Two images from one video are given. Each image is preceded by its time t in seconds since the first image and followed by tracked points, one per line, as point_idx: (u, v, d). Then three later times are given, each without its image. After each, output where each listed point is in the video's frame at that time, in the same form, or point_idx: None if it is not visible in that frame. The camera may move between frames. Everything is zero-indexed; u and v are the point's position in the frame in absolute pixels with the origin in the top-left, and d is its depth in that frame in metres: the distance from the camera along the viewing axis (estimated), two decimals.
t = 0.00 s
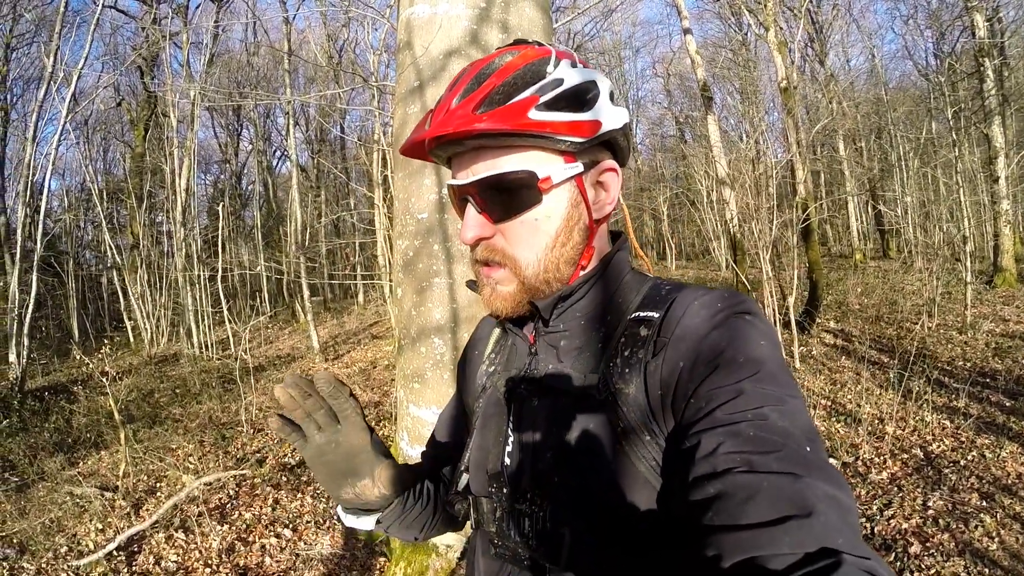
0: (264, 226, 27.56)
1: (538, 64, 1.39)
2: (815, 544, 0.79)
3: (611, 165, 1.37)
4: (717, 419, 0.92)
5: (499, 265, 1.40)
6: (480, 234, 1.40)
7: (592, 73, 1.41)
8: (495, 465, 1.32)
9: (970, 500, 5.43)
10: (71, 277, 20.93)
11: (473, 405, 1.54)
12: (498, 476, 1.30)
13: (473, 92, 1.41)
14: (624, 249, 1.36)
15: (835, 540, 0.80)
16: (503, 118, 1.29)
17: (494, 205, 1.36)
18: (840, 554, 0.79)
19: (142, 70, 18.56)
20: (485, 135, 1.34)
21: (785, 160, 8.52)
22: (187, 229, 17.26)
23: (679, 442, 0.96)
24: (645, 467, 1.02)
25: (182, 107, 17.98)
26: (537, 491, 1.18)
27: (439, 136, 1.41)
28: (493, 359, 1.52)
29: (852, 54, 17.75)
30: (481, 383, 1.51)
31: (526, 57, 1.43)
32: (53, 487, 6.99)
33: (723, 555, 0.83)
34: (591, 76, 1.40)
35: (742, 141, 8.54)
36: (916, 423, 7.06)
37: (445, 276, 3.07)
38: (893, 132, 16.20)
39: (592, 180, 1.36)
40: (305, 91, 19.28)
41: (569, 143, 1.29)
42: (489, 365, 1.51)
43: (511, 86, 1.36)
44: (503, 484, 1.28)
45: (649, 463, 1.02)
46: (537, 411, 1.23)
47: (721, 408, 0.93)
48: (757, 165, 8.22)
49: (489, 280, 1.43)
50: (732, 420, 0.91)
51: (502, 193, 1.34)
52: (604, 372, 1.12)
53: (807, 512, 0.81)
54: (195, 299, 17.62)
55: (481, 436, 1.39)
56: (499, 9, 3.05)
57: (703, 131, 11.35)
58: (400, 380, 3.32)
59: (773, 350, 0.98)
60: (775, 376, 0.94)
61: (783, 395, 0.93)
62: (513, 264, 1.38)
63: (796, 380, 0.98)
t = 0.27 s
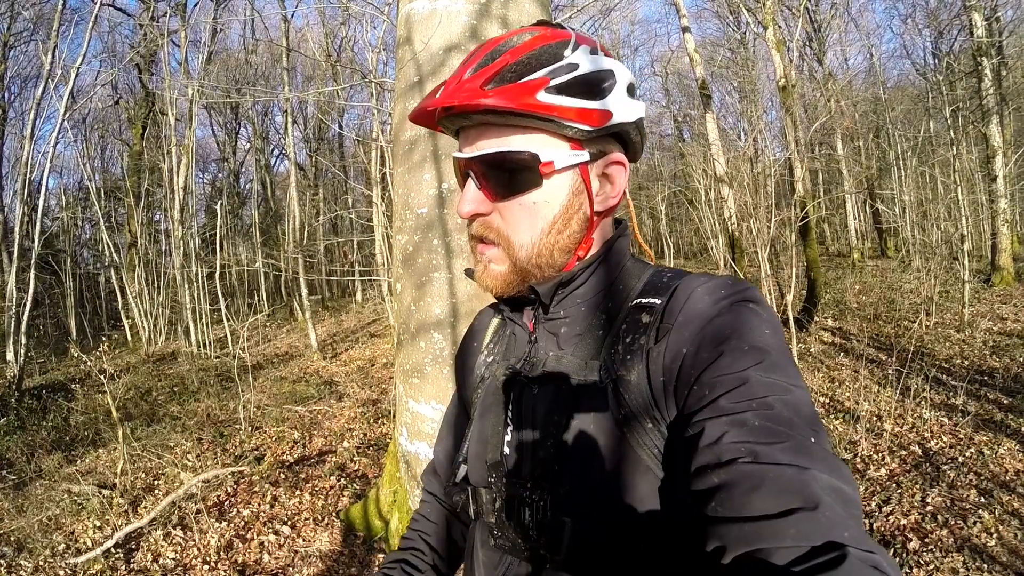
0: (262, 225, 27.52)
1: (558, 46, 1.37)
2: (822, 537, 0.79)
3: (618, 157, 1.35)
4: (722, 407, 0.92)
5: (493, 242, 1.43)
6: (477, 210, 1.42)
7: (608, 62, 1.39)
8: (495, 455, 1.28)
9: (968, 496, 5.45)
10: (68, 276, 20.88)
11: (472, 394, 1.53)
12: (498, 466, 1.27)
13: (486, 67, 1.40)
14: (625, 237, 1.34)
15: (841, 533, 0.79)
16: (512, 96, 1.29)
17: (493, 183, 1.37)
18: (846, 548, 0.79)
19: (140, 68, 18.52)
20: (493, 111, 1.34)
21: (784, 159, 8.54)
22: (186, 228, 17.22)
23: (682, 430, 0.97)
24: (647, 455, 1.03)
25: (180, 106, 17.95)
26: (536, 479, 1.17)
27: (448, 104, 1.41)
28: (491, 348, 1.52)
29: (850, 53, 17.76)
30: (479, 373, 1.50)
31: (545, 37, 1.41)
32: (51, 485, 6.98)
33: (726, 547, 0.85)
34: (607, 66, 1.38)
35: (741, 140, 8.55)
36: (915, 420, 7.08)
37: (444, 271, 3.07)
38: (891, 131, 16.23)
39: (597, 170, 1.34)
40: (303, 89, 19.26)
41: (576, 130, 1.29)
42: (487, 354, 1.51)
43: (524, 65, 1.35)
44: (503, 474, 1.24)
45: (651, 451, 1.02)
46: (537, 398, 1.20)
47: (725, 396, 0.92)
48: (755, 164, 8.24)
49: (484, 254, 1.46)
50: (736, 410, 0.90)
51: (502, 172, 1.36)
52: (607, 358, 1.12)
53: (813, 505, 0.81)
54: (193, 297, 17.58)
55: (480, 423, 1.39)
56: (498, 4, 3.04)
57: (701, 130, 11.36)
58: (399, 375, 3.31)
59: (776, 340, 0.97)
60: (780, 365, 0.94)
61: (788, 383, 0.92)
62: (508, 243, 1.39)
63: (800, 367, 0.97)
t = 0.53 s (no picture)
0: (261, 225, 27.49)
1: (558, 30, 1.48)
2: (826, 533, 0.79)
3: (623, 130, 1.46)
4: (726, 400, 0.92)
5: (536, 225, 1.35)
6: (519, 188, 1.36)
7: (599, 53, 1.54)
8: (497, 448, 1.28)
9: (966, 495, 5.47)
10: (66, 275, 20.84)
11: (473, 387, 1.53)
12: (498, 458, 1.27)
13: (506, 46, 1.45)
14: (628, 228, 1.36)
15: (845, 529, 0.80)
16: (550, 63, 1.34)
17: (537, 154, 1.35)
18: (852, 543, 0.79)
19: (139, 67, 18.50)
20: (529, 82, 1.37)
21: (783, 160, 8.56)
22: (184, 227, 17.20)
23: (685, 422, 0.97)
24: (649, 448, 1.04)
25: (180, 105, 17.93)
26: (538, 473, 1.16)
27: (476, 81, 1.41)
28: (493, 341, 1.53)
29: (849, 55, 17.81)
30: (480, 367, 1.51)
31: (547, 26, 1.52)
32: (48, 483, 6.96)
33: (730, 541, 0.85)
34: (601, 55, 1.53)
35: (740, 142, 8.57)
36: (912, 420, 7.10)
37: (445, 269, 3.06)
38: (890, 134, 16.27)
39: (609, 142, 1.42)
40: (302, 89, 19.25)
41: (600, 96, 1.38)
42: (489, 347, 1.52)
43: (541, 44, 1.42)
44: (504, 466, 1.24)
45: (654, 442, 1.03)
46: (538, 389, 1.20)
47: (730, 388, 0.92)
48: (753, 165, 8.26)
49: (520, 243, 1.37)
50: (740, 402, 0.91)
51: (544, 143, 1.35)
52: (608, 350, 1.12)
53: (818, 500, 0.81)
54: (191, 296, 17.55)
55: (483, 415, 1.39)
56: (500, 4, 3.05)
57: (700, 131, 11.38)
58: (400, 373, 3.32)
59: (781, 332, 0.97)
60: (784, 357, 0.94)
61: (792, 375, 0.92)
62: (552, 222, 1.34)
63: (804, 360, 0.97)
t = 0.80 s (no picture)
0: (255, 224, 27.40)
1: (554, 29, 1.42)
2: (829, 533, 0.80)
3: (619, 134, 1.39)
4: (727, 398, 0.92)
5: (508, 229, 1.37)
6: (492, 194, 1.38)
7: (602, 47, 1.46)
8: (498, 448, 1.28)
9: (961, 492, 5.51)
10: (59, 275, 20.72)
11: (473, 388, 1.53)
12: (499, 457, 1.27)
13: (493, 49, 1.42)
14: (624, 227, 1.35)
15: (848, 528, 0.80)
16: (529, 68, 1.30)
17: (509, 163, 1.35)
18: (854, 543, 0.80)
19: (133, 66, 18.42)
20: (506, 89, 1.34)
21: (778, 159, 8.60)
22: (178, 226, 17.13)
23: (686, 419, 0.97)
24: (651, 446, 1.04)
25: (174, 104, 17.85)
26: (540, 472, 1.17)
27: (456, 87, 1.40)
28: (491, 340, 1.53)
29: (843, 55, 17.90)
30: (479, 366, 1.51)
31: (543, 22, 1.45)
32: (44, 484, 6.93)
33: (732, 540, 0.86)
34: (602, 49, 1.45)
35: (735, 141, 8.61)
36: (907, 417, 7.14)
37: (443, 267, 3.07)
38: (883, 133, 16.37)
39: (602, 148, 1.37)
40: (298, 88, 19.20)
41: (587, 101, 1.32)
42: (487, 346, 1.52)
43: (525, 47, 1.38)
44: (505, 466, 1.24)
45: (657, 441, 1.04)
46: (538, 388, 1.19)
47: (732, 386, 0.93)
48: (749, 164, 8.30)
49: (493, 246, 1.40)
50: (742, 401, 0.91)
51: (520, 151, 1.33)
52: (607, 347, 1.13)
53: (820, 499, 0.82)
54: (186, 296, 17.47)
55: (481, 415, 1.39)
56: (498, 3, 3.05)
57: (696, 130, 11.41)
58: (397, 372, 3.31)
59: (782, 329, 0.98)
60: (785, 354, 0.94)
61: (795, 374, 0.93)
62: (524, 228, 1.35)
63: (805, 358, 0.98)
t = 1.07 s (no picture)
0: (251, 226, 27.34)
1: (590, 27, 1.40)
2: (830, 536, 0.81)
3: (624, 147, 1.38)
4: (724, 401, 0.92)
5: (492, 211, 1.39)
6: (479, 170, 1.40)
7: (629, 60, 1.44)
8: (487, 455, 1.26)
9: (958, 490, 5.53)
10: (54, 278, 20.64)
11: (461, 394, 1.51)
12: (489, 467, 1.25)
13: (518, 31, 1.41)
14: (613, 238, 1.35)
15: (850, 531, 0.81)
16: (546, 56, 1.29)
17: (503, 143, 1.36)
18: (854, 545, 0.80)
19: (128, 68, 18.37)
20: (520, 70, 1.34)
21: (773, 159, 8.63)
22: (174, 229, 17.07)
23: (683, 423, 0.97)
24: (647, 450, 1.04)
25: (169, 107, 17.81)
26: (533, 479, 1.16)
27: (471, 58, 1.40)
28: (478, 347, 1.52)
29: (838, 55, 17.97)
30: (468, 372, 1.50)
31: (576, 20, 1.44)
32: (40, 489, 6.90)
33: (733, 546, 0.86)
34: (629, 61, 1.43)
35: (730, 141, 8.64)
36: (903, 416, 7.17)
37: (440, 269, 3.07)
38: (878, 133, 16.44)
39: (604, 155, 1.37)
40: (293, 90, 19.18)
41: (596, 104, 1.31)
42: (476, 352, 1.51)
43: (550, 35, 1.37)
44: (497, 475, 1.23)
45: (653, 445, 1.04)
46: (530, 393, 1.19)
47: (729, 388, 0.93)
48: (744, 164, 8.32)
49: (476, 226, 1.42)
50: (740, 404, 0.91)
51: (517, 135, 1.34)
52: (600, 352, 1.13)
53: (821, 502, 0.82)
54: (182, 299, 17.41)
55: (470, 423, 1.37)
56: (493, 5, 3.05)
57: (691, 131, 11.44)
58: (394, 374, 3.31)
59: (777, 332, 0.98)
60: (782, 356, 0.95)
61: (791, 376, 0.93)
62: (507, 213, 1.37)
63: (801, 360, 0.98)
